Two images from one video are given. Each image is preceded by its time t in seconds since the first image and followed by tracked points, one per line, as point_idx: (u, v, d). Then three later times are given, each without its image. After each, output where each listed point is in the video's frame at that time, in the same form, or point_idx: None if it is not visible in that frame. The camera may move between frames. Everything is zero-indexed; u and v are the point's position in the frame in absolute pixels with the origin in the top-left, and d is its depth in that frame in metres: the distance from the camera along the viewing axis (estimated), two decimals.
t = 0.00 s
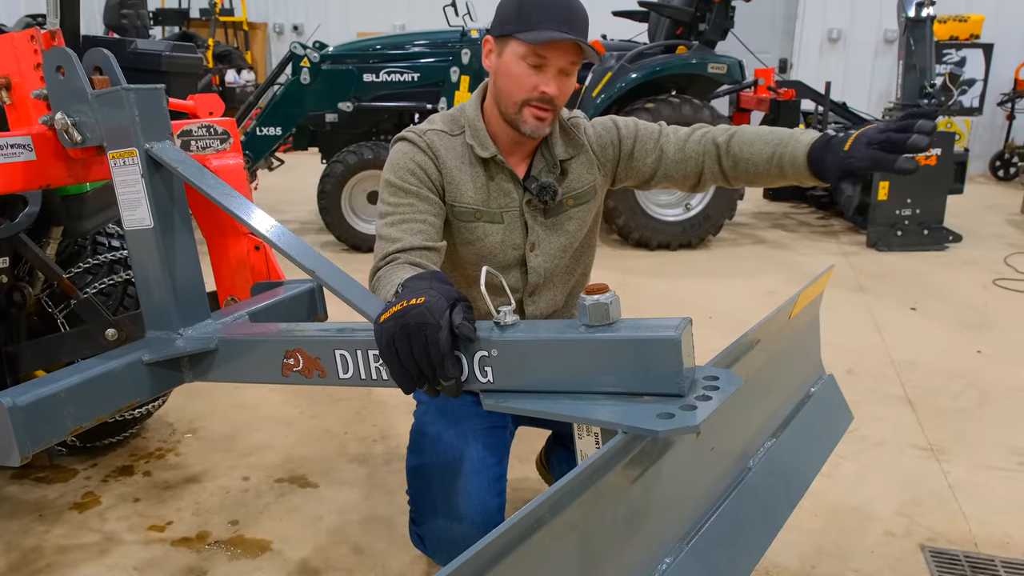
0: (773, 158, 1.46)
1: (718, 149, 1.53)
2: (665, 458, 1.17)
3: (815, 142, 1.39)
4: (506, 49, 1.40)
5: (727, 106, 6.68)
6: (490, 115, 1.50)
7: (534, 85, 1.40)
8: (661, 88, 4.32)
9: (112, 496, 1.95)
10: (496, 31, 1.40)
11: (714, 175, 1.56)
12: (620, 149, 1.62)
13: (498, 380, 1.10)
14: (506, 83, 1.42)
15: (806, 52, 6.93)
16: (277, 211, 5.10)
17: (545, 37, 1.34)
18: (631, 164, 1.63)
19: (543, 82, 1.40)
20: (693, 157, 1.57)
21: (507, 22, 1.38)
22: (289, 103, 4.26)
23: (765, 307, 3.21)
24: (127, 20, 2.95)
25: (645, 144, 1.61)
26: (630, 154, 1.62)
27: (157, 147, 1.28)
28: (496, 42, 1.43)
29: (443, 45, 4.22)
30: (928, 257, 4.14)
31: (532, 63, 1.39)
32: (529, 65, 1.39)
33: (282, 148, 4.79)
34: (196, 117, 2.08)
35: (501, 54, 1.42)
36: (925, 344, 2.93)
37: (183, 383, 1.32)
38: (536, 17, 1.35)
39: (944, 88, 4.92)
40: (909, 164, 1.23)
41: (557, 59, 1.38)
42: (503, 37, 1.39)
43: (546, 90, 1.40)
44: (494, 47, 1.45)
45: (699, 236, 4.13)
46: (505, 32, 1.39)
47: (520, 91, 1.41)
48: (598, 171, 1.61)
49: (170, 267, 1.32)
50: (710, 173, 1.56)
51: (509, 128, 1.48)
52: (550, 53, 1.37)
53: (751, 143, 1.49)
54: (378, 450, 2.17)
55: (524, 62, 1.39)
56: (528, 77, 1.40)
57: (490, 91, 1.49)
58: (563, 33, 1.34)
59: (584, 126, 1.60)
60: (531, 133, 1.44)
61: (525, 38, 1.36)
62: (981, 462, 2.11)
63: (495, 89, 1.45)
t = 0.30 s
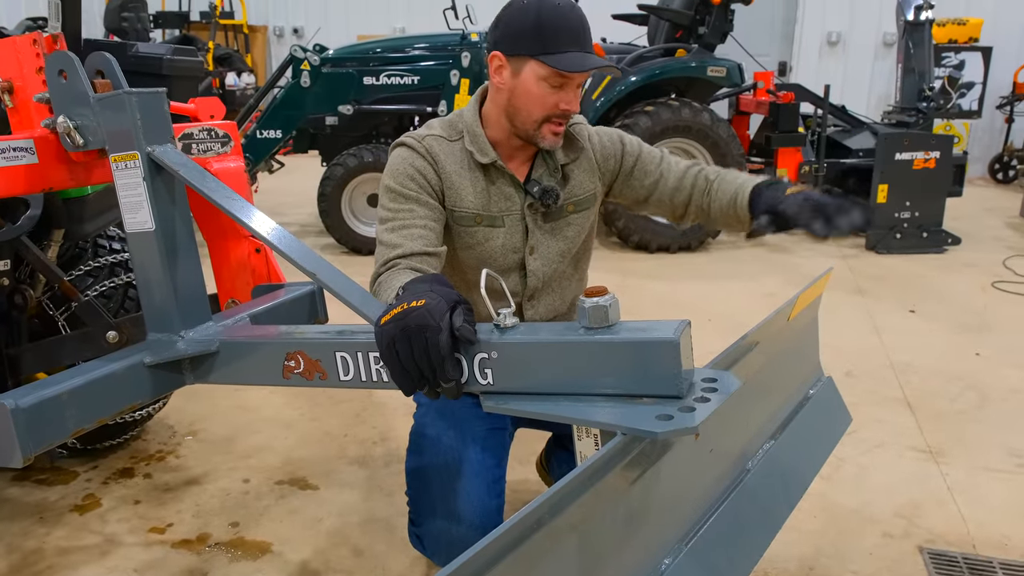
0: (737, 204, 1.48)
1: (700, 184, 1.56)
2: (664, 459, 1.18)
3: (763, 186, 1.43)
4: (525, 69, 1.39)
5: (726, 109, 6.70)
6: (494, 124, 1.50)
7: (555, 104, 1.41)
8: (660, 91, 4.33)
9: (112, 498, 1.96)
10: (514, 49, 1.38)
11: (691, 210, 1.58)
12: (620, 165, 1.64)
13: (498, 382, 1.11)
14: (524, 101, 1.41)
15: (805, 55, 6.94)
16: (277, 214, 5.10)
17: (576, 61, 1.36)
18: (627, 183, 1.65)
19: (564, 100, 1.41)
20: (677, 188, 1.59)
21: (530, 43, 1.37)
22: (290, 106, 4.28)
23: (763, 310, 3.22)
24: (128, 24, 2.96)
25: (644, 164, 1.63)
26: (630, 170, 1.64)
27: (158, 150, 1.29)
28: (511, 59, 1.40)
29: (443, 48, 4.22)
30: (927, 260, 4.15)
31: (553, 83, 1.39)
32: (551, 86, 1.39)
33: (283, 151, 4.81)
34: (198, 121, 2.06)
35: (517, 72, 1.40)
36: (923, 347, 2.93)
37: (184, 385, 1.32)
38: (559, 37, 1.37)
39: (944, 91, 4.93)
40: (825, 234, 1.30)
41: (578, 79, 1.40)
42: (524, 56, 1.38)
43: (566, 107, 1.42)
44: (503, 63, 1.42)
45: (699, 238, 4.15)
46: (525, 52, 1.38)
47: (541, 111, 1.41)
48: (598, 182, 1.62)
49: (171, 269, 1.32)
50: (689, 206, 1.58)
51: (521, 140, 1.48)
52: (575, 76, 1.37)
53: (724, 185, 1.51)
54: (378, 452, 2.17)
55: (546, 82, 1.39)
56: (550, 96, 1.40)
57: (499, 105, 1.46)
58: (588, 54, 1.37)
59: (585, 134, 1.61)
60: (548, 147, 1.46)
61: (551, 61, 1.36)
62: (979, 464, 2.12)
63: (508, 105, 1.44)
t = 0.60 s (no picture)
0: (683, 294, 1.56)
1: (663, 261, 1.63)
2: (662, 462, 1.19)
3: (729, 288, 1.45)
4: (540, 78, 1.40)
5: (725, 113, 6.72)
6: (503, 130, 1.51)
7: (566, 115, 1.42)
8: (660, 95, 4.35)
9: (113, 500, 1.96)
10: (531, 58, 1.39)
11: (636, 273, 1.67)
12: (611, 201, 1.67)
13: (498, 385, 1.11)
14: (536, 111, 1.42)
15: (804, 59, 6.96)
16: (278, 217, 5.11)
17: (590, 76, 1.36)
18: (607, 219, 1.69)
19: (576, 112, 1.42)
20: (638, 250, 1.66)
21: (546, 53, 1.37)
22: (290, 109, 4.29)
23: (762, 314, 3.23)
24: (129, 27, 2.98)
25: (630, 210, 1.68)
26: (617, 209, 1.68)
27: (162, 154, 1.29)
28: (527, 68, 1.41)
29: (443, 52, 4.22)
30: (925, 263, 4.17)
31: (566, 95, 1.40)
32: (563, 97, 1.40)
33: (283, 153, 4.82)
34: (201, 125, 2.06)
35: (531, 81, 1.41)
36: (921, 350, 2.94)
37: (187, 388, 1.33)
38: (576, 50, 1.37)
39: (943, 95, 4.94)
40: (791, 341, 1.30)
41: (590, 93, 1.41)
42: (540, 66, 1.39)
43: (577, 119, 1.43)
44: (518, 71, 1.43)
45: (698, 241, 4.16)
46: (542, 61, 1.38)
47: (552, 121, 1.42)
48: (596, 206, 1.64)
49: (174, 273, 1.33)
50: (636, 267, 1.67)
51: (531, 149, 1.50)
52: (588, 89, 1.38)
53: (677, 274, 1.59)
54: (378, 455, 2.18)
55: (559, 94, 1.40)
56: (562, 108, 1.41)
57: (511, 111, 1.47)
58: (604, 69, 1.38)
59: (593, 153, 1.62)
60: (557, 156, 1.48)
61: (566, 74, 1.37)
62: (976, 466, 2.13)
63: (520, 112, 1.44)
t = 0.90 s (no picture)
0: (684, 299, 1.58)
1: (665, 268, 1.65)
2: (662, 463, 1.21)
3: (726, 296, 1.47)
4: (541, 85, 1.42)
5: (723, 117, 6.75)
6: (506, 135, 1.53)
7: (563, 126, 1.43)
8: (660, 98, 4.38)
9: (116, 501, 1.96)
10: (533, 66, 1.41)
11: (638, 278, 1.70)
12: (615, 207, 1.69)
13: (501, 386, 1.13)
14: (536, 118, 1.44)
15: (802, 63, 6.99)
16: (278, 219, 5.13)
17: (587, 88, 1.37)
18: (610, 226, 1.72)
19: (573, 124, 1.43)
20: (641, 256, 1.69)
21: (547, 62, 1.39)
22: (291, 112, 4.31)
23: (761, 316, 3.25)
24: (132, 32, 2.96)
25: (634, 218, 1.70)
26: (621, 215, 1.70)
27: (168, 158, 1.31)
28: (530, 74, 1.43)
29: (444, 55, 4.25)
30: (921, 266, 4.19)
31: (565, 106, 1.41)
32: (562, 107, 1.41)
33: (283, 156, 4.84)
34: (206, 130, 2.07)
35: (534, 88, 1.43)
36: (918, 352, 2.96)
37: (193, 389, 1.35)
38: (577, 61, 1.38)
39: (939, 99, 4.97)
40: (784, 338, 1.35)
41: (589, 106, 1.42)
42: (541, 74, 1.41)
43: (575, 131, 1.44)
44: (523, 77, 1.45)
45: (697, 244, 4.17)
46: (544, 69, 1.40)
47: (549, 130, 1.44)
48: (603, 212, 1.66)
49: (181, 275, 1.34)
50: (639, 272, 1.70)
51: (533, 156, 1.52)
52: (587, 101, 1.39)
53: (679, 279, 1.61)
54: (380, 456, 2.19)
55: (557, 103, 1.41)
56: (560, 117, 1.42)
57: (515, 117, 1.50)
58: (603, 83, 1.39)
59: (599, 160, 1.64)
60: (554, 165, 1.50)
61: (564, 84, 1.38)
62: (972, 467, 2.15)
63: (522, 119, 1.47)
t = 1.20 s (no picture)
0: (683, 309, 1.61)
1: (665, 279, 1.68)
2: (666, 464, 1.23)
3: (726, 305, 1.49)
4: (542, 100, 1.43)
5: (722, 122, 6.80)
6: (511, 148, 1.55)
7: (563, 140, 1.45)
8: (660, 104, 4.42)
9: (121, 504, 1.98)
10: (534, 79, 1.43)
11: (638, 289, 1.72)
12: (618, 219, 1.71)
13: (510, 390, 1.15)
14: (537, 132, 1.47)
15: (800, 69, 7.03)
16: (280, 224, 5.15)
17: (586, 105, 1.39)
18: (613, 237, 1.74)
19: (573, 138, 1.45)
20: (642, 268, 1.71)
21: (548, 76, 1.41)
22: (294, 117, 4.34)
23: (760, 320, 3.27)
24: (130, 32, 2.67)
25: (637, 229, 1.72)
26: (624, 226, 1.72)
27: (181, 165, 1.33)
28: (532, 88, 1.45)
29: (445, 61, 4.29)
30: (918, 271, 4.23)
31: (564, 120, 1.43)
32: (562, 122, 1.43)
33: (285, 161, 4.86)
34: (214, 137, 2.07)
35: (535, 101, 1.45)
36: (916, 356, 2.99)
37: (203, 393, 1.36)
38: (577, 77, 1.39)
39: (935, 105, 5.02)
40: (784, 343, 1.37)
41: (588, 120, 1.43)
42: (541, 88, 1.42)
43: (575, 144, 1.46)
44: (525, 90, 1.47)
45: (697, 249, 4.19)
46: (545, 84, 1.42)
47: (549, 144, 1.46)
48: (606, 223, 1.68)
49: (192, 282, 1.36)
50: (638, 283, 1.72)
51: (535, 168, 1.54)
52: (586, 117, 1.41)
53: (679, 290, 1.64)
54: (383, 459, 2.21)
55: (557, 118, 1.43)
56: (560, 132, 1.44)
57: (518, 129, 1.52)
58: (603, 99, 1.40)
59: (604, 170, 1.66)
60: (554, 178, 1.52)
61: (563, 99, 1.40)
62: (969, 469, 2.17)
63: (524, 131, 1.49)
